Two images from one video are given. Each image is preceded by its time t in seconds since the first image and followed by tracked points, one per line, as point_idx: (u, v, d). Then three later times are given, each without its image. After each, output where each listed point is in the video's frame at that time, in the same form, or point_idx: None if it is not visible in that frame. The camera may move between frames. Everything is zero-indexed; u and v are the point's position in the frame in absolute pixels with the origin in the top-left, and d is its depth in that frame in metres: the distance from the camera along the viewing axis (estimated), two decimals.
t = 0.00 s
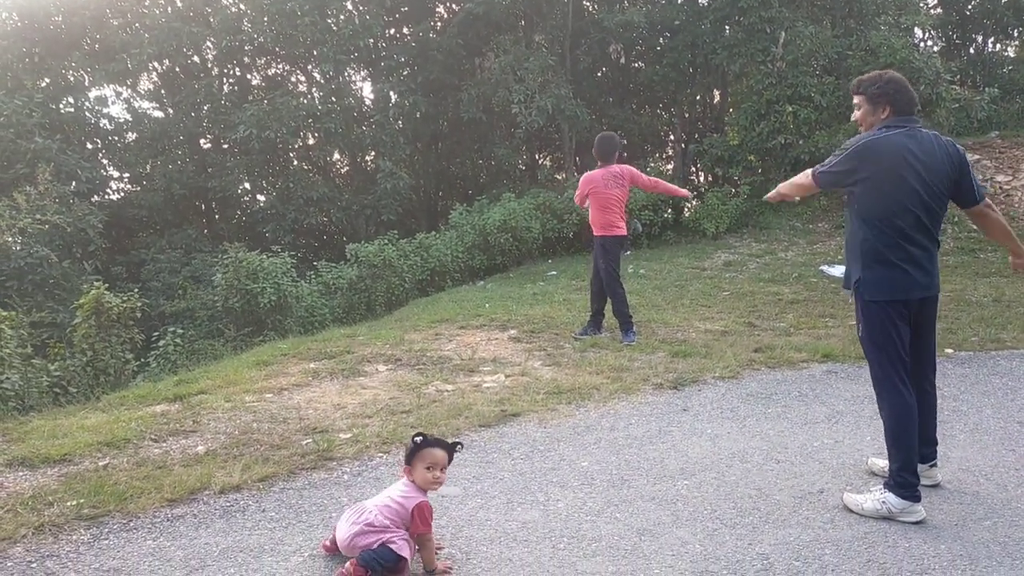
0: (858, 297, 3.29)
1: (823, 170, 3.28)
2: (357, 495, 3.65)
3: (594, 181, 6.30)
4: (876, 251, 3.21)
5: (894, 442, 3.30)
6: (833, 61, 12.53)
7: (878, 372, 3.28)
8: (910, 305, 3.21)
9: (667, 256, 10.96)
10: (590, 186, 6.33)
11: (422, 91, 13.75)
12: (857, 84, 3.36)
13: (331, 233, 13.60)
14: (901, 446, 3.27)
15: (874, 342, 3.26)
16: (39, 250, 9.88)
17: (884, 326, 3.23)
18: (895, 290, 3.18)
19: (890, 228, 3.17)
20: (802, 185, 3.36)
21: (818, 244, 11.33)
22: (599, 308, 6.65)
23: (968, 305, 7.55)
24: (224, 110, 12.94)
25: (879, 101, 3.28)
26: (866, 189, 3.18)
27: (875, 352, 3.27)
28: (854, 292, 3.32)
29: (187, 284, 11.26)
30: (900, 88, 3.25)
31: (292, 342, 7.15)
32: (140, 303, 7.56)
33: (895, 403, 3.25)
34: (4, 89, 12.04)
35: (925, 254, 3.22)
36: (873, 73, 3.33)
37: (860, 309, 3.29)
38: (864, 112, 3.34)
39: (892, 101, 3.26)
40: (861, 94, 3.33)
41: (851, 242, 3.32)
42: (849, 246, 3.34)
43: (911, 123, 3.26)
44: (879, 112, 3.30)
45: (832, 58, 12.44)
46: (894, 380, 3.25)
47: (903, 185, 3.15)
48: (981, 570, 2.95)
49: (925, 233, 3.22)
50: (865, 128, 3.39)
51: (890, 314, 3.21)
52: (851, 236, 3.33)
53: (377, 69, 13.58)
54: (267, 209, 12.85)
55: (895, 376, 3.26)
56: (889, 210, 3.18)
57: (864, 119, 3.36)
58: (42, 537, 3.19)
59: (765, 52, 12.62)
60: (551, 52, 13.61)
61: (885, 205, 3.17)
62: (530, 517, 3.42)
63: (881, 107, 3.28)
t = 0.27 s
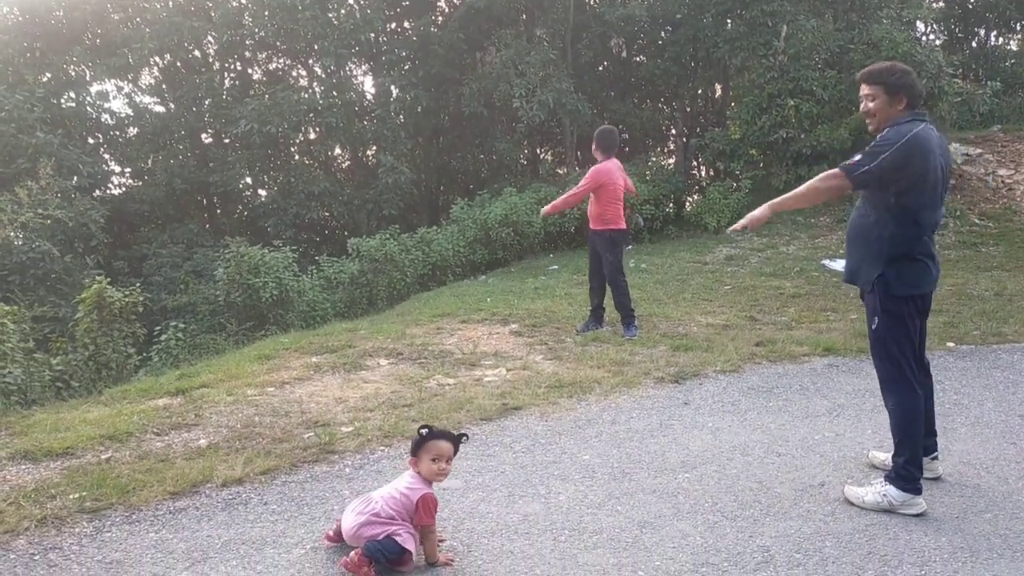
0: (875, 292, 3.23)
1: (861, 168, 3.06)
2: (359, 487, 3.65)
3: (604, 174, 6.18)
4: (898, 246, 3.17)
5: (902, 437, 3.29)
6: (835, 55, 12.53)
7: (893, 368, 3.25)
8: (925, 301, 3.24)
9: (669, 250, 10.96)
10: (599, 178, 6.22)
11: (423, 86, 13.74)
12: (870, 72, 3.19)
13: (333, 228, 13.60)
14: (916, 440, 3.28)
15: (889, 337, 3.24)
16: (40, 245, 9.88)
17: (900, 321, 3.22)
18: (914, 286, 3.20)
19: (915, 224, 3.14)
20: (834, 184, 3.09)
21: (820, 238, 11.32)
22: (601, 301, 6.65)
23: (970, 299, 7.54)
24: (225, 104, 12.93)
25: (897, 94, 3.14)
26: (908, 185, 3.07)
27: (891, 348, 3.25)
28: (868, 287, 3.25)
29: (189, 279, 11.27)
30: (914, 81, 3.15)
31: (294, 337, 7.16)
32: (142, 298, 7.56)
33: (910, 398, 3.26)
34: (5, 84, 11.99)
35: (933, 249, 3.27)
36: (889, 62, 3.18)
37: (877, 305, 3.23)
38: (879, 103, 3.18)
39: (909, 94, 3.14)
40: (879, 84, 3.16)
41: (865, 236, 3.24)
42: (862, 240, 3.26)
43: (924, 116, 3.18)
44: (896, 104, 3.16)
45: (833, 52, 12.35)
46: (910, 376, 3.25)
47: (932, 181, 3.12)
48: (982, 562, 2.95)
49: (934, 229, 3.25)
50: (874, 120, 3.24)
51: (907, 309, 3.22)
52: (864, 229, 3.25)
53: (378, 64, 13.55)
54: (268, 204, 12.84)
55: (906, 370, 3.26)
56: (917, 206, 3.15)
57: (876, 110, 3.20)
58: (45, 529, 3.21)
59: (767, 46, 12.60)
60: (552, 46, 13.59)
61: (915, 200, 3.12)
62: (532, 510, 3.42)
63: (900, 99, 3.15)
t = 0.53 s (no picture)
0: (900, 289, 3.19)
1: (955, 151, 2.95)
2: (362, 485, 3.66)
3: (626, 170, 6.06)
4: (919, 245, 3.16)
5: (914, 436, 3.29)
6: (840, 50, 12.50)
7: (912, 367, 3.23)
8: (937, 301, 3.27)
9: (672, 247, 10.94)
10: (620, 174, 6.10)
11: (426, 83, 13.73)
12: (887, 67, 3.16)
13: (336, 226, 13.60)
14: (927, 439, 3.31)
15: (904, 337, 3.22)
16: (44, 243, 9.89)
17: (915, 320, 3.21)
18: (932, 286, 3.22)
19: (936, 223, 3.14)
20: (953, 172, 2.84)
21: (823, 235, 11.30)
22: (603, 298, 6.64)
23: (974, 295, 7.52)
24: (228, 102, 12.93)
25: (914, 89, 3.14)
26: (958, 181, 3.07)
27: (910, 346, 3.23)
28: (892, 284, 3.21)
29: (192, 276, 11.28)
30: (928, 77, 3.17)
31: (297, 334, 7.16)
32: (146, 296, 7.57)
33: (925, 398, 3.27)
34: (8, 82, 11.99)
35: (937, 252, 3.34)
36: (902, 57, 3.17)
37: (901, 303, 3.20)
38: (897, 99, 3.16)
39: (924, 90, 3.15)
40: (895, 78, 3.14)
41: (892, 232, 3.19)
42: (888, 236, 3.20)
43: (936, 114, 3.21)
44: (912, 100, 3.16)
45: (838, 47, 12.41)
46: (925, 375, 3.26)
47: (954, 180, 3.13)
48: (986, 560, 2.95)
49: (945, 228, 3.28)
50: (889, 115, 3.22)
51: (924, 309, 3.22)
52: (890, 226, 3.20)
53: (381, 61, 13.53)
54: (271, 201, 12.85)
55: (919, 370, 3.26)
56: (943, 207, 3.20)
57: (893, 106, 3.18)
58: (48, 528, 3.21)
59: (771, 42, 12.61)
60: (555, 42, 13.57)
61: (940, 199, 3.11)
62: (535, 508, 3.42)
63: (916, 95, 3.15)
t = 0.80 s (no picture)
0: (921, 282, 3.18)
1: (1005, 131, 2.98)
2: (367, 481, 3.66)
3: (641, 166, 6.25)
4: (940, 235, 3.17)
5: (925, 432, 3.27)
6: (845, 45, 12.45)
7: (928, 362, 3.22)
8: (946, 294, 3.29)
9: (678, 242, 10.93)
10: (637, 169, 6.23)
11: (431, 78, 13.73)
12: (900, 61, 3.16)
13: (341, 221, 13.61)
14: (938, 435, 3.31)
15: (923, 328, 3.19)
16: (51, 239, 9.93)
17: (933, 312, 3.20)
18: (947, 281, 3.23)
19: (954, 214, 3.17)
20: None
21: (829, 230, 11.26)
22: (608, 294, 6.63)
23: (981, 291, 7.48)
24: (233, 98, 12.95)
25: (926, 83, 3.16)
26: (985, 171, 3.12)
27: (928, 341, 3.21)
28: (913, 278, 3.19)
29: (198, 272, 11.30)
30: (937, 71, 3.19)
31: (303, 330, 7.18)
32: (151, 291, 7.59)
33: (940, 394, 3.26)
34: (15, 78, 12.09)
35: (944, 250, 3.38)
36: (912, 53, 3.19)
37: (921, 296, 3.18)
38: (910, 92, 3.16)
39: (935, 84, 3.17)
40: (908, 72, 3.15)
41: (914, 224, 3.18)
42: (911, 227, 3.19)
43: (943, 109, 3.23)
44: (925, 93, 3.17)
45: (844, 42, 12.37)
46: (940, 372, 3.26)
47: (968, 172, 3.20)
48: (993, 556, 2.94)
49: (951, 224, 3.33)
50: (900, 109, 3.21)
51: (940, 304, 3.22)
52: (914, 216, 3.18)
53: (386, 57, 13.51)
54: (277, 197, 12.86)
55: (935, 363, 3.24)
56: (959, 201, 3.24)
57: (906, 100, 3.17)
58: (55, 523, 3.23)
59: (776, 36, 12.56)
60: (561, 38, 13.55)
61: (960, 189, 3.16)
62: (540, 504, 3.42)
63: (926, 89, 3.17)
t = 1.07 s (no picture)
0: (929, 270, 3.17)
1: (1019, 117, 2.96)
2: (373, 467, 3.68)
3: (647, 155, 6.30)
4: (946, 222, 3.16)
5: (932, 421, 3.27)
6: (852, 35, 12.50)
7: (935, 350, 3.21)
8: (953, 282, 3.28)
9: (683, 232, 10.91)
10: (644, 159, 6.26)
11: (436, 67, 13.71)
12: (900, 48, 3.14)
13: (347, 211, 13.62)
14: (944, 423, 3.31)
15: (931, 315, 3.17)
16: (57, 227, 9.95)
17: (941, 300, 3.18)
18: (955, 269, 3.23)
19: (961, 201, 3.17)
20: None
21: (836, 220, 11.21)
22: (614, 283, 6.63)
23: (987, 281, 7.46)
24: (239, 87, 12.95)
25: (928, 68, 3.13)
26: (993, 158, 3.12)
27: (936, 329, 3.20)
28: (921, 265, 3.17)
29: (204, 261, 11.32)
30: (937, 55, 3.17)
31: (308, 319, 7.19)
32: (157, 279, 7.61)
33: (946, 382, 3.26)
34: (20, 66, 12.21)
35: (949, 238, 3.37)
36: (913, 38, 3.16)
37: (929, 285, 3.17)
38: (913, 78, 3.14)
39: (937, 69, 3.15)
40: (909, 58, 3.13)
41: (923, 211, 3.17)
42: (920, 215, 3.17)
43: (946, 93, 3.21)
44: (927, 78, 3.15)
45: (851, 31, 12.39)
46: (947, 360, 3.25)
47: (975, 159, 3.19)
48: (999, 544, 2.94)
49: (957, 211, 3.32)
50: (904, 96, 3.19)
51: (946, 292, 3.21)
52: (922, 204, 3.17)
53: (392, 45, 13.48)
54: (282, 186, 12.86)
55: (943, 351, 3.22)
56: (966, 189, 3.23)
57: (910, 85, 3.15)
58: (63, 507, 3.25)
59: (784, 25, 12.56)
60: (566, 27, 13.51)
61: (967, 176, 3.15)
62: (545, 490, 3.43)
63: (928, 74, 3.15)
